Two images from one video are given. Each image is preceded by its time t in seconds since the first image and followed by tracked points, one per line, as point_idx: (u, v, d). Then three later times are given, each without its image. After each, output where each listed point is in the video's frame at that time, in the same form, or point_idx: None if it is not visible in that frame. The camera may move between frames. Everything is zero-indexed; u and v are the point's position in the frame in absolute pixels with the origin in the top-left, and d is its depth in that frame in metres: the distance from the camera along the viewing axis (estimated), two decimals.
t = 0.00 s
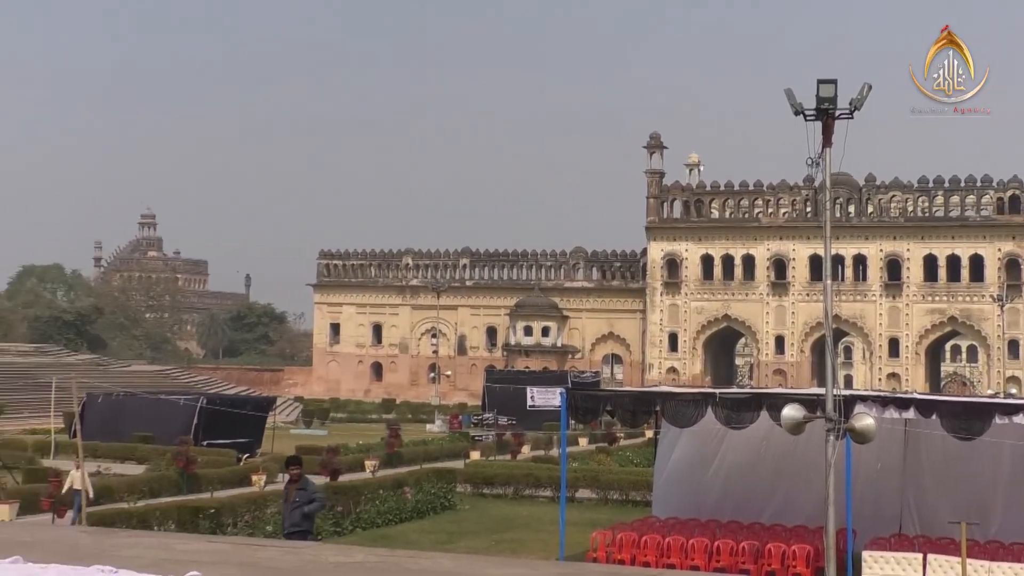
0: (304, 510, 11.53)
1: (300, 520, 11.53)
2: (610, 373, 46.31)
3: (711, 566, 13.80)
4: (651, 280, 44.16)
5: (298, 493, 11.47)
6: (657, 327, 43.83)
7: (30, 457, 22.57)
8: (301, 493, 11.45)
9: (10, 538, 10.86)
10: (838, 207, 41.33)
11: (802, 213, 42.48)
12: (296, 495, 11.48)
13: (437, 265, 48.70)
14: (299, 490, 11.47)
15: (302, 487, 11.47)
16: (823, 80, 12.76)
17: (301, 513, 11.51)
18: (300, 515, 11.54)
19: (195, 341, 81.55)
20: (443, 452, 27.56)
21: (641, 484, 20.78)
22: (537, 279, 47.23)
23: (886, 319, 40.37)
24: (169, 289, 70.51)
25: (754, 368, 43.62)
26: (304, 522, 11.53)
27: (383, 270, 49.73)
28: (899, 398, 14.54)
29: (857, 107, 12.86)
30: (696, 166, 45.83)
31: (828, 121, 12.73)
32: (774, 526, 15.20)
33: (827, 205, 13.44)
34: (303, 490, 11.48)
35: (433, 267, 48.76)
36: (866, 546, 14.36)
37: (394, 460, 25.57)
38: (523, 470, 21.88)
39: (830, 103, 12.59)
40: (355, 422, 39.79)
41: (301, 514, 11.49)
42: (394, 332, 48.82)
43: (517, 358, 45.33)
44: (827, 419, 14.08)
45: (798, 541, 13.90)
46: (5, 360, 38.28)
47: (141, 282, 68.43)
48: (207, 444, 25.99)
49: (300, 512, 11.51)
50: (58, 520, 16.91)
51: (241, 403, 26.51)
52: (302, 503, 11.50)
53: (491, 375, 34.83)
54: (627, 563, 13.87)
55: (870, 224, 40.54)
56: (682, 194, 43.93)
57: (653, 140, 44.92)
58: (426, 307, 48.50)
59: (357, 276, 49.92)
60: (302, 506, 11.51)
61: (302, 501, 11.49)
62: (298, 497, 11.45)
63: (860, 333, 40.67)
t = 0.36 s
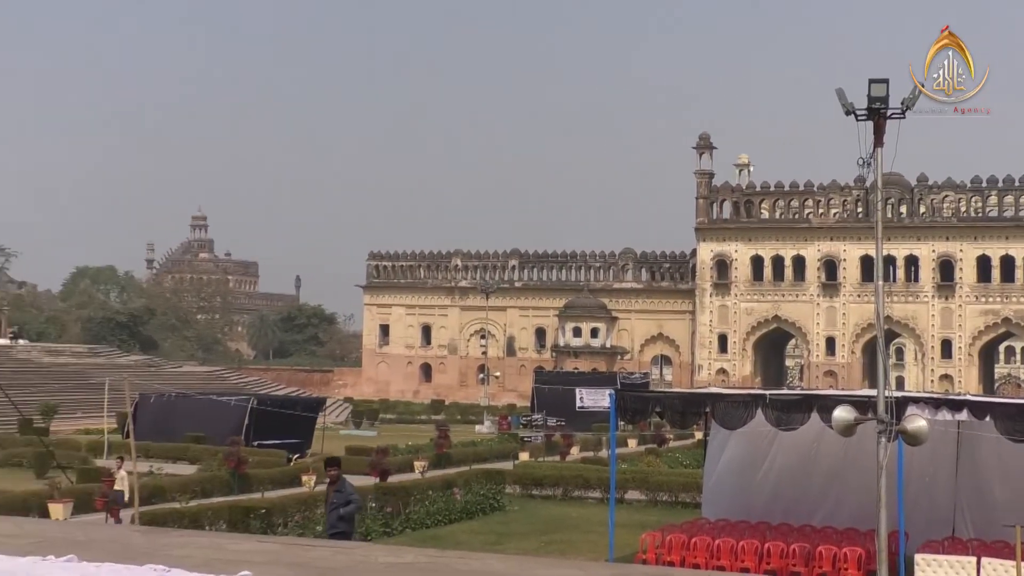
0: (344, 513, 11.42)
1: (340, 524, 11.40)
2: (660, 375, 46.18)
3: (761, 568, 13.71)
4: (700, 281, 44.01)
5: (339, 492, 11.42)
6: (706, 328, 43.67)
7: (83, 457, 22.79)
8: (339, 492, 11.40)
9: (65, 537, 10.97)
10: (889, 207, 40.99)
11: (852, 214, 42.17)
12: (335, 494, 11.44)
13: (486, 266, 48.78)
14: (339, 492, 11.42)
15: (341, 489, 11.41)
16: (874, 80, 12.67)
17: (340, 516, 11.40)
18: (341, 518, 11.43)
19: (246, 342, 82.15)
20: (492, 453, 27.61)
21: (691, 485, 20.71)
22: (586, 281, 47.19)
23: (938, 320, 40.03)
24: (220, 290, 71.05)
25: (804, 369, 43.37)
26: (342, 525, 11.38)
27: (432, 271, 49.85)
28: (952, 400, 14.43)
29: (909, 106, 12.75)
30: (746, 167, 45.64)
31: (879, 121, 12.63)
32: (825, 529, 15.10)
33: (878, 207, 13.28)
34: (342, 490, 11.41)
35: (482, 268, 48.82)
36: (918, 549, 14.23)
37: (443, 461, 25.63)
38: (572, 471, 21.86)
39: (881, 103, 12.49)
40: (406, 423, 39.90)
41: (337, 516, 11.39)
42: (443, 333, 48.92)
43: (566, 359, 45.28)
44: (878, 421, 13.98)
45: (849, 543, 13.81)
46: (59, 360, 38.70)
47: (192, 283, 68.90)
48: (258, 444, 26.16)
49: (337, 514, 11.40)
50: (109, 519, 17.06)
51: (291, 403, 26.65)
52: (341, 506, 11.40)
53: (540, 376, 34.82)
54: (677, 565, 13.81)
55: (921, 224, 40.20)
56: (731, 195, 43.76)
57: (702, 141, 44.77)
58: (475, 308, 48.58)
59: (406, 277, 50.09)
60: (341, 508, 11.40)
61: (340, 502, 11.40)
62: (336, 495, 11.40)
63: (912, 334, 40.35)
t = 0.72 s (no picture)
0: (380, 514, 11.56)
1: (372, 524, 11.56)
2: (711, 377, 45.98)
3: (814, 570, 13.63)
4: (751, 282, 43.79)
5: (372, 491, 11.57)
6: (758, 329, 43.44)
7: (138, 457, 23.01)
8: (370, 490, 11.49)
9: (121, 536, 11.09)
10: (943, 208, 40.61)
11: (906, 215, 41.82)
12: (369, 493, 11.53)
13: (536, 267, 48.79)
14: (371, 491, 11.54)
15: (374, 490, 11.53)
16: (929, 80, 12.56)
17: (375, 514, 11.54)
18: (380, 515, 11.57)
19: (298, 342, 82.64)
20: (543, 454, 27.61)
21: (743, 487, 20.62)
22: (636, 282, 47.10)
23: (993, 321, 39.64)
24: (272, 292, 71.53)
25: (857, 371, 43.09)
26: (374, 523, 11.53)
27: (483, 272, 49.92)
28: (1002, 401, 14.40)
29: (964, 106, 12.62)
30: (798, 167, 45.38)
31: (932, 120, 12.52)
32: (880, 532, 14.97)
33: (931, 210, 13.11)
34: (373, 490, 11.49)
35: (532, 269, 48.84)
36: (973, 553, 14.06)
37: (494, 462, 25.67)
38: (623, 473, 21.83)
39: (935, 102, 12.38)
40: (456, 424, 39.96)
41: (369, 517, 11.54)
42: (494, 334, 48.98)
43: (617, 360, 45.22)
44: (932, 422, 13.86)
45: (903, 546, 13.68)
46: (114, 361, 39.10)
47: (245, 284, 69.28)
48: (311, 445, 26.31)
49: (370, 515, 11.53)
50: (162, 518, 17.22)
51: (343, 404, 26.79)
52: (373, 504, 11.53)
53: (591, 377, 34.79)
54: (728, 567, 13.75)
55: (976, 225, 39.81)
56: (783, 196, 43.53)
57: (753, 141, 44.56)
58: (525, 309, 48.60)
59: (457, 278, 50.20)
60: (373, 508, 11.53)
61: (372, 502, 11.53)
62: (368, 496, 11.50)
63: (966, 335, 39.97)
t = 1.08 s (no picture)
0: (410, 515, 12.66)
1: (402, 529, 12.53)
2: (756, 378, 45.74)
3: (859, 573, 13.52)
4: (796, 283, 43.54)
5: (401, 490, 12.88)
6: (803, 331, 43.18)
7: (183, 458, 23.17)
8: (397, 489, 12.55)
9: (167, 536, 11.17)
10: (991, 207, 40.24)
11: (952, 215, 41.43)
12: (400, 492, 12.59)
13: (580, 268, 48.72)
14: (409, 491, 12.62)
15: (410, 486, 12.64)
16: (976, 81, 12.45)
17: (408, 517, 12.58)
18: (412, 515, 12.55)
19: (342, 343, 82.96)
20: (586, 454, 27.55)
21: (788, 488, 20.51)
22: (680, 283, 46.96)
23: None
24: (316, 293, 71.89)
25: (903, 372, 42.79)
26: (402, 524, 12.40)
27: (526, 273, 49.90)
28: None
29: (1012, 107, 12.52)
30: (843, 167, 45.11)
31: (980, 120, 12.40)
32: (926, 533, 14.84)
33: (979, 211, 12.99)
34: (402, 489, 12.52)
35: (576, 270, 48.77)
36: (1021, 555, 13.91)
37: (537, 463, 25.67)
38: (667, 474, 21.76)
39: (982, 102, 12.28)
40: (499, 426, 39.98)
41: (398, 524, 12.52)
42: (537, 334, 48.94)
43: (660, 361, 45.12)
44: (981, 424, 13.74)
45: (950, 549, 13.54)
46: (160, 361, 39.42)
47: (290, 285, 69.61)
48: (355, 445, 26.39)
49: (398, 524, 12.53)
50: (209, 518, 17.31)
51: (387, 405, 26.86)
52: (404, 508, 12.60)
53: (634, 378, 34.69)
54: (773, 569, 13.69)
55: None
56: (828, 196, 43.22)
57: (798, 141, 44.32)
58: (569, 310, 48.58)
59: (501, 279, 50.21)
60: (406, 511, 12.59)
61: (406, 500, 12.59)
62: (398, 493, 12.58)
63: (1015, 336, 39.58)
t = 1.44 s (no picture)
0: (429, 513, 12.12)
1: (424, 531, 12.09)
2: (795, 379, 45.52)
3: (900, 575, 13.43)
4: (835, 284, 43.35)
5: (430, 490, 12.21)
6: (842, 332, 43.00)
7: (223, 457, 23.30)
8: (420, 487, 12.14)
9: (206, 536, 11.23)
10: None
11: (994, 216, 41.09)
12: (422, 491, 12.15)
13: (618, 269, 48.67)
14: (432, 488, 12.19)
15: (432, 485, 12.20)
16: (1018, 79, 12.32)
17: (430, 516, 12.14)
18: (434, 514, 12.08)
19: (380, 344, 83.15)
20: (624, 456, 27.52)
21: (827, 490, 20.41)
22: (718, 284, 46.81)
23: None
24: (354, 294, 72.17)
25: (944, 373, 42.54)
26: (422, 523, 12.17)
27: (564, 274, 49.87)
28: None
29: None
30: (883, 167, 44.85)
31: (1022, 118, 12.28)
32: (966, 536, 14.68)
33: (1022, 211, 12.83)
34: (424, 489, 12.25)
35: (614, 271, 48.73)
36: None
37: (575, 464, 25.65)
38: (705, 475, 21.69)
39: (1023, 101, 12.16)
40: (537, 427, 40.01)
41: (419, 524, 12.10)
42: (575, 335, 48.92)
43: (699, 362, 44.96)
44: None
45: (991, 552, 13.40)
46: (200, 362, 39.68)
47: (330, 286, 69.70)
48: (393, 446, 26.46)
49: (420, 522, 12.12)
50: (248, 518, 17.41)
51: (426, 405, 26.93)
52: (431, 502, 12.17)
53: (673, 379, 34.61)
54: (812, 571, 13.65)
55: None
56: (868, 196, 43.01)
57: (838, 141, 44.10)
58: (607, 311, 48.53)
59: (539, 280, 50.23)
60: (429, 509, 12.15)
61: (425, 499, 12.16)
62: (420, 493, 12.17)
63: None
